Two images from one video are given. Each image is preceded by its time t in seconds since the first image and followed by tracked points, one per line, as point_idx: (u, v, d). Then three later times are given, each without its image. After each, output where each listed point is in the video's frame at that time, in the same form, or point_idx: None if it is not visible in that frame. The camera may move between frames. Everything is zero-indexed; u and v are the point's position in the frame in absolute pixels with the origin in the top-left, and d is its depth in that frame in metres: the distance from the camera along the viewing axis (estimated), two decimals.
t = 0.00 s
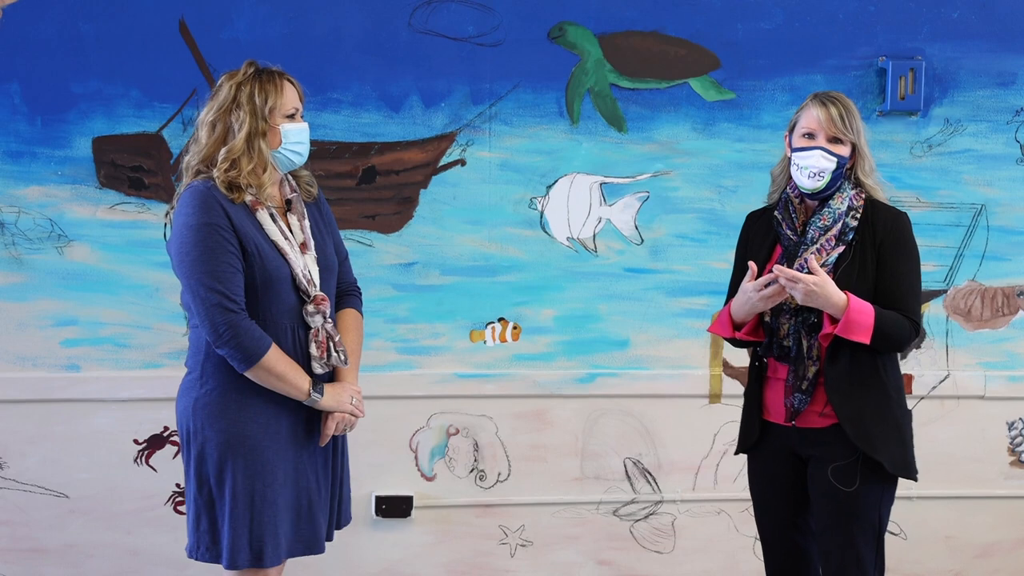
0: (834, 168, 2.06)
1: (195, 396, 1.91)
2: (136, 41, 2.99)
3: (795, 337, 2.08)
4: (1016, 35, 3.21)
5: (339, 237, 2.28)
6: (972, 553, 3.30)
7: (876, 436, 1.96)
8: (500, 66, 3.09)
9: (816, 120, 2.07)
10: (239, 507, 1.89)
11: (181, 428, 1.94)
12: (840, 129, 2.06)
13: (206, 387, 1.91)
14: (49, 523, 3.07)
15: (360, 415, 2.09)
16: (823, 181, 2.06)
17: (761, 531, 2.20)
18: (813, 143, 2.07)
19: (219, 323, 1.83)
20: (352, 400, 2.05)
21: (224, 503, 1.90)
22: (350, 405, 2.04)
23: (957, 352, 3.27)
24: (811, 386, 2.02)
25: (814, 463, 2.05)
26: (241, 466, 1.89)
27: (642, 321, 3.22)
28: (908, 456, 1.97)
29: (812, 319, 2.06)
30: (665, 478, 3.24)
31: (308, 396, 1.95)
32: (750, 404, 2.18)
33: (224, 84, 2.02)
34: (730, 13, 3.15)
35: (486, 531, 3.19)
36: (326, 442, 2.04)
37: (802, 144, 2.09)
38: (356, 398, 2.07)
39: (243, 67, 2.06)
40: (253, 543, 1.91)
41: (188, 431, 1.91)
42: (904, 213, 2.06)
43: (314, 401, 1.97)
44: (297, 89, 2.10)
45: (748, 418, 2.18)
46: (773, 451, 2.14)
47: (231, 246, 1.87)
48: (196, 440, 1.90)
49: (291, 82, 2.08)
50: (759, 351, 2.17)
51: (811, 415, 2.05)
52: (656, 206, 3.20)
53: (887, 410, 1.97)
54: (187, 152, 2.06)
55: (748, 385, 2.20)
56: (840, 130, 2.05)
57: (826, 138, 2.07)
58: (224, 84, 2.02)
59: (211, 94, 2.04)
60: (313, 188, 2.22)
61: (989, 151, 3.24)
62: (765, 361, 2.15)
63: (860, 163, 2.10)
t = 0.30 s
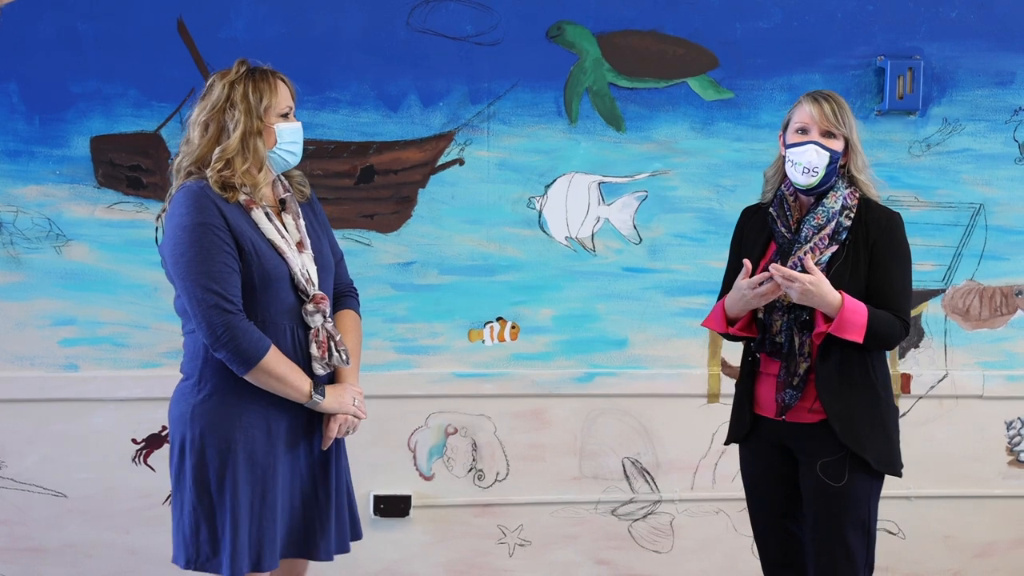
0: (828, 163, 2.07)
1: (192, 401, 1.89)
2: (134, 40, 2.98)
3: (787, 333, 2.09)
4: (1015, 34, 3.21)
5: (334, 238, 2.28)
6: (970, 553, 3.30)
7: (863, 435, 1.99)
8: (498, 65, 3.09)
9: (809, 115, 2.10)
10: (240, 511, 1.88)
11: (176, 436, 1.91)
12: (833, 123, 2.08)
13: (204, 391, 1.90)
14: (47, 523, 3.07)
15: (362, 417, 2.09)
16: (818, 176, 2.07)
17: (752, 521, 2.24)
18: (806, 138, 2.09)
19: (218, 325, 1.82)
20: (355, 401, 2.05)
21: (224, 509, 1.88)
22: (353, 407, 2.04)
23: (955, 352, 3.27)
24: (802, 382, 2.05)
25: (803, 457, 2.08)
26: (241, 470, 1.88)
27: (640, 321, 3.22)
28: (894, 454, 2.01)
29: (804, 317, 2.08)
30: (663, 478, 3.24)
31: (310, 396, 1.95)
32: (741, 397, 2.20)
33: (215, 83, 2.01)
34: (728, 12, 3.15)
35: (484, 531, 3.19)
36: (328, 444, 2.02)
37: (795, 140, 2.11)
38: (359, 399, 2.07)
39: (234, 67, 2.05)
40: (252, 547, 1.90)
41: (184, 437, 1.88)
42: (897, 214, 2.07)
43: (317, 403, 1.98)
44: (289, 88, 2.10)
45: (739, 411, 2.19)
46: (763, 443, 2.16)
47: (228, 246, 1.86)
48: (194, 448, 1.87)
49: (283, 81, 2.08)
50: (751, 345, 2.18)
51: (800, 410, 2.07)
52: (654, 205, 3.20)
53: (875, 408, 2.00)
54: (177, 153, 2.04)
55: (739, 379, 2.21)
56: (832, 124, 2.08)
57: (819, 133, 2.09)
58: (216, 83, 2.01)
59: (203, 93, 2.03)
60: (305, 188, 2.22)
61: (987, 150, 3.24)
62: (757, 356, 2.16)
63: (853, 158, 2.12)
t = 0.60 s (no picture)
0: (826, 162, 2.07)
1: (183, 407, 1.90)
2: (133, 40, 2.98)
3: (783, 331, 2.09)
4: (1014, 35, 3.21)
5: (331, 245, 2.27)
6: (969, 553, 3.30)
7: (852, 434, 2.00)
8: (497, 66, 3.09)
9: (804, 118, 2.10)
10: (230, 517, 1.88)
11: (167, 444, 1.91)
12: (828, 124, 2.09)
13: (195, 397, 1.90)
14: (46, 524, 3.07)
15: (355, 426, 2.07)
16: (817, 172, 2.07)
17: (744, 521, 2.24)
18: (802, 139, 2.09)
19: (207, 330, 1.82)
20: (347, 410, 2.04)
21: (214, 516, 1.88)
22: (345, 415, 2.03)
23: (954, 352, 3.27)
24: (797, 380, 2.05)
25: (793, 455, 2.08)
26: (231, 476, 1.88)
27: (639, 322, 3.22)
28: (881, 453, 2.02)
29: (801, 315, 2.08)
30: (662, 478, 3.24)
31: (302, 404, 1.94)
32: (734, 394, 2.20)
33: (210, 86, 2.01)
34: (727, 13, 3.15)
35: (483, 531, 3.19)
36: (319, 453, 2.01)
37: (792, 142, 2.11)
38: (351, 407, 2.06)
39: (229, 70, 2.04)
40: (246, 557, 1.89)
41: (175, 445, 1.89)
42: (892, 217, 2.08)
43: (308, 411, 1.96)
44: (285, 93, 2.09)
45: (731, 408, 2.19)
46: (754, 442, 2.16)
47: (219, 250, 1.86)
48: (183, 455, 1.88)
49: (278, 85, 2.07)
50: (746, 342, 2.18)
51: (793, 408, 2.07)
52: (653, 206, 3.20)
53: (865, 406, 2.01)
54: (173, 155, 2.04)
55: (732, 375, 2.21)
56: (828, 125, 2.08)
57: (815, 134, 2.09)
58: (211, 86, 2.00)
59: (198, 96, 2.03)
60: (301, 194, 2.21)
61: (986, 151, 3.24)
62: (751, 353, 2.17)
63: (847, 157, 2.12)
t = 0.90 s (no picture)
0: (834, 164, 2.08)
1: (178, 409, 1.91)
2: (132, 40, 2.98)
3: (787, 325, 2.08)
4: (1013, 35, 3.21)
5: (332, 248, 2.25)
6: (969, 553, 3.30)
7: (851, 426, 2.01)
8: (497, 65, 3.09)
9: (806, 121, 2.11)
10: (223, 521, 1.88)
11: (162, 445, 1.93)
12: (829, 126, 2.11)
13: (189, 400, 1.91)
14: (46, 523, 3.07)
15: (350, 433, 2.04)
16: (827, 176, 2.08)
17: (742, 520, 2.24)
18: (808, 143, 2.10)
19: (197, 334, 1.83)
20: (341, 416, 2.01)
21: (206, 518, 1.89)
22: (339, 420, 2.00)
23: (954, 352, 3.27)
24: (801, 372, 2.05)
25: (791, 451, 2.08)
26: (223, 479, 1.88)
27: (639, 321, 3.22)
28: (877, 447, 2.03)
29: (806, 309, 2.07)
30: (661, 478, 3.24)
31: (293, 409, 1.93)
32: (734, 389, 2.19)
33: (230, 87, 1.96)
34: (726, 12, 3.14)
35: (482, 531, 3.19)
36: (313, 459, 1.99)
37: (797, 147, 2.11)
38: (346, 414, 2.03)
39: (255, 74, 1.99)
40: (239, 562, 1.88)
41: (170, 446, 1.90)
42: (892, 216, 2.09)
43: (300, 416, 1.95)
44: (302, 112, 2.01)
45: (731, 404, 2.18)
46: (753, 440, 2.17)
47: (212, 254, 1.86)
48: (176, 456, 1.90)
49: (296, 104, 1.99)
50: (748, 338, 2.16)
51: (794, 403, 2.08)
52: (652, 205, 3.20)
53: (863, 399, 2.02)
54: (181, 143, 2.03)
55: (732, 372, 2.20)
56: (830, 127, 2.10)
57: (819, 137, 2.10)
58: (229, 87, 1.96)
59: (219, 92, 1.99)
60: (306, 200, 2.18)
61: (985, 151, 3.24)
62: (754, 349, 2.15)
63: (845, 157, 2.14)
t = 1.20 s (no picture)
0: (820, 162, 2.09)
1: (173, 410, 1.91)
2: (131, 39, 2.98)
3: (789, 327, 2.09)
4: (1012, 34, 3.21)
5: (336, 253, 2.25)
6: (967, 552, 3.31)
7: (857, 426, 2.02)
8: (495, 65, 3.09)
9: (797, 119, 2.12)
10: (212, 523, 1.88)
11: (156, 444, 1.93)
12: (821, 125, 2.11)
13: (184, 401, 1.91)
14: (44, 523, 3.06)
15: (344, 441, 2.04)
16: (811, 174, 2.09)
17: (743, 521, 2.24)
18: (796, 141, 2.11)
19: (196, 338, 1.83)
20: (335, 426, 2.01)
21: (194, 520, 1.89)
22: (332, 430, 2.00)
23: (952, 351, 3.28)
24: (805, 374, 2.06)
25: (795, 451, 2.08)
26: (214, 484, 1.88)
27: (637, 321, 3.22)
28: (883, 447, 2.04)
29: (807, 310, 2.08)
30: (660, 477, 3.24)
31: (290, 416, 1.93)
32: (735, 388, 2.20)
33: (250, 99, 1.91)
34: (725, 12, 3.15)
35: (481, 530, 3.19)
36: (305, 466, 1.98)
37: (786, 144, 2.12)
38: (340, 423, 2.03)
39: (276, 86, 1.94)
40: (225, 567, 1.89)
41: (163, 446, 1.91)
42: (890, 214, 2.11)
43: (295, 424, 1.94)
44: (315, 130, 1.96)
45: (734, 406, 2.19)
46: (755, 440, 2.17)
47: (214, 259, 1.86)
48: (170, 456, 1.90)
49: (309, 121, 1.95)
50: (749, 340, 2.17)
51: (799, 403, 2.08)
52: (651, 205, 3.20)
53: (867, 399, 2.03)
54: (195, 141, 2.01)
55: (733, 373, 2.21)
56: (820, 125, 2.11)
57: (809, 135, 2.11)
58: (247, 96, 1.92)
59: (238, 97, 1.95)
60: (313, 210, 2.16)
61: (984, 150, 3.25)
62: (756, 351, 2.15)
63: (840, 157, 2.14)
